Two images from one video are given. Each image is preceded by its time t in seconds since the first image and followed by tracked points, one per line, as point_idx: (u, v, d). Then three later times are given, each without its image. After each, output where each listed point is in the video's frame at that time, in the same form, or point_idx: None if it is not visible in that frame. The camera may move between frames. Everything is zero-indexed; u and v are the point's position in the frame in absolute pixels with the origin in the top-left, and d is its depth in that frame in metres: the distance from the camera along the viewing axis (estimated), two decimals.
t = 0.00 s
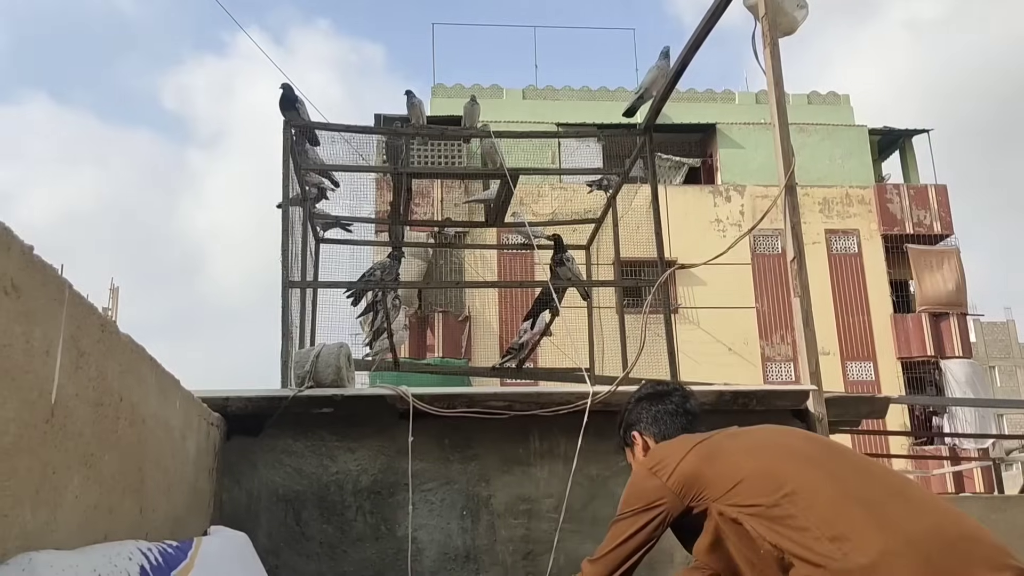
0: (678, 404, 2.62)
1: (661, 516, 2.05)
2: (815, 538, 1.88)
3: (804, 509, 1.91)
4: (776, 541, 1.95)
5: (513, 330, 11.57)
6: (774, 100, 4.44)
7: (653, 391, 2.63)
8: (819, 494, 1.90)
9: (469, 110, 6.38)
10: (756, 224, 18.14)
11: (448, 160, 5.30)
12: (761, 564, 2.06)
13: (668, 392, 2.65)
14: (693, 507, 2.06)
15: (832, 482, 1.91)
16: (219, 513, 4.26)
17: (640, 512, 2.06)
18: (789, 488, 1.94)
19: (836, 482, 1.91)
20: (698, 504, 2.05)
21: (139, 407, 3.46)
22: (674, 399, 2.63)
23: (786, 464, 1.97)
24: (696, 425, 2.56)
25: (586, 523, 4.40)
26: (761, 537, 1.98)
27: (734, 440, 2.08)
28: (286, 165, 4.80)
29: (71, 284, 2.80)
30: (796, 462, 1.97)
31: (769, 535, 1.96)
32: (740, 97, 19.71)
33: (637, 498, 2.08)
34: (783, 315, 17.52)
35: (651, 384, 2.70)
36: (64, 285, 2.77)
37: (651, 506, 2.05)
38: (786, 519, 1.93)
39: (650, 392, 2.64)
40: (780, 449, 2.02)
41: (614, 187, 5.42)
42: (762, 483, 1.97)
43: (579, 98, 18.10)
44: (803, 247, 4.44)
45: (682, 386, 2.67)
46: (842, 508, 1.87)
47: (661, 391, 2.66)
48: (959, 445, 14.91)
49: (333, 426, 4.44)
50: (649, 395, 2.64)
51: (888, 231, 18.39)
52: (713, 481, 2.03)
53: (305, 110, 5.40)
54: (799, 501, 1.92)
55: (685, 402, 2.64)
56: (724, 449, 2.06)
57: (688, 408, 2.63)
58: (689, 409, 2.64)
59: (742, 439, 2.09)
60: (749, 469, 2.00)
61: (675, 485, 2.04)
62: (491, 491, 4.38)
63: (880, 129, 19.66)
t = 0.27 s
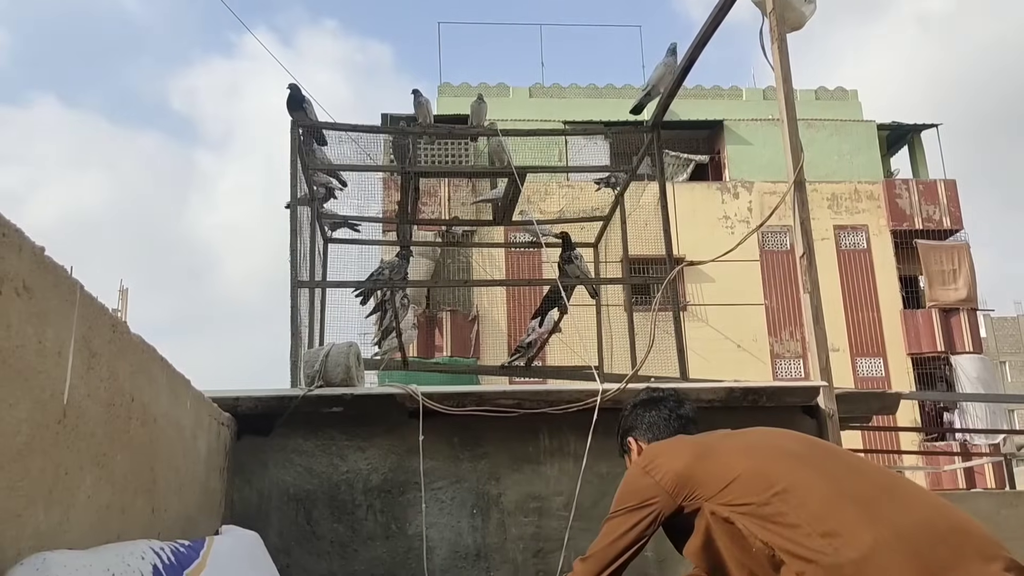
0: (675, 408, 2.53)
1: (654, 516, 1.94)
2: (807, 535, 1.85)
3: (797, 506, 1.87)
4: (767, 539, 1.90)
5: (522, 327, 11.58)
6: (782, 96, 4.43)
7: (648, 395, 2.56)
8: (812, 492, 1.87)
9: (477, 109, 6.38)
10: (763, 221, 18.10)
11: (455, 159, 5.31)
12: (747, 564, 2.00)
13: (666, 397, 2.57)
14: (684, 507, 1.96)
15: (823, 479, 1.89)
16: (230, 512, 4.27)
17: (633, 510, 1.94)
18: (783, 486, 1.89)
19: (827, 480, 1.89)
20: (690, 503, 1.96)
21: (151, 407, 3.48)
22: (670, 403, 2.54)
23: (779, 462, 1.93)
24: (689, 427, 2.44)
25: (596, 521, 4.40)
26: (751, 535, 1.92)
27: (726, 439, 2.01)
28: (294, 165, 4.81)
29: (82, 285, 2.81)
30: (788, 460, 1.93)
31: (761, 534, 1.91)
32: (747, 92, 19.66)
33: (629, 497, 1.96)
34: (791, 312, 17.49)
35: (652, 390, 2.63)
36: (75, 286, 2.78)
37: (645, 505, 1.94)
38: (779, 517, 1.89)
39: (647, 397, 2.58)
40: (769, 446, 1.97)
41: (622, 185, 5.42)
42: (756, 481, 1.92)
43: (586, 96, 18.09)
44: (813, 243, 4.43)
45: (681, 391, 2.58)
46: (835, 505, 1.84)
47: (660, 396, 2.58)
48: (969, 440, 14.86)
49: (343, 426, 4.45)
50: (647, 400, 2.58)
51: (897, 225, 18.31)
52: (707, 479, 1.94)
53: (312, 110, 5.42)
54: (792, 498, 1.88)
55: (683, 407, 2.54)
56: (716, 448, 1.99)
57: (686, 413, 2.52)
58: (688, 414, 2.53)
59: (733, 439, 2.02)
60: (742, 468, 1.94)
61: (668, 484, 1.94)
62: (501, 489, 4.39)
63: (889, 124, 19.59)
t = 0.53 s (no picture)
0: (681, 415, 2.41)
1: (660, 525, 1.90)
2: (814, 535, 1.79)
3: (803, 508, 1.82)
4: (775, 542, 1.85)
5: (530, 327, 11.59)
6: (789, 94, 4.43)
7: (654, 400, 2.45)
8: (818, 492, 1.82)
9: (483, 111, 6.42)
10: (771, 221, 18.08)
11: (462, 161, 5.32)
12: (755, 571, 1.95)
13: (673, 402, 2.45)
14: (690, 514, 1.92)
15: (830, 480, 1.83)
16: (240, 513, 4.28)
17: (637, 518, 1.92)
18: (789, 488, 1.84)
19: (833, 481, 1.83)
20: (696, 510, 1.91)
21: (160, 408, 3.49)
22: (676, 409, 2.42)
23: (784, 465, 1.88)
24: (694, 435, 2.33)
25: (606, 521, 4.39)
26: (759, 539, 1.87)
27: (730, 444, 1.97)
28: (302, 167, 4.83)
29: (92, 286, 2.83)
30: (794, 462, 1.88)
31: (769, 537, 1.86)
32: (754, 93, 19.65)
33: (634, 505, 1.93)
34: (800, 312, 17.44)
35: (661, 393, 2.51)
36: (85, 287, 2.80)
37: (649, 512, 1.91)
38: (786, 519, 1.84)
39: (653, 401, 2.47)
40: (773, 448, 1.93)
41: (629, 185, 5.43)
42: (761, 485, 1.87)
43: (592, 97, 18.11)
44: (821, 241, 4.42)
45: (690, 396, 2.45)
46: (842, 504, 1.79)
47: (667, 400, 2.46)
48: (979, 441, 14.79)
49: (352, 427, 4.46)
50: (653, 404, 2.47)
51: (906, 224, 18.25)
52: (712, 485, 1.90)
53: (320, 112, 5.44)
54: (798, 500, 1.82)
55: (690, 414, 2.42)
56: (721, 453, 1.94)
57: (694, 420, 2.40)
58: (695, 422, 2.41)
59: (738, 444, 1.98)
60: (746, 472, 1.89)
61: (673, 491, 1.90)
62: (510, 489, 4.39)
63: (896, 124, 19.54)
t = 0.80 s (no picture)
0: (698, 410, 2.10)
1: (663, 526, 1.91)
2: (823, 540, 1.77)
3: (812, 513, 1.80)
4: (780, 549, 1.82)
5: (535, 328, 11.58)
6: (793, 95, 4.43)
7: (667, 391, 2.12)
8: (826, 497, 1.80)
9: (488, 113, 6.42)
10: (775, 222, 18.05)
11: (466, 163, 5.32)
12: None
13: (690, 391, 2.11)
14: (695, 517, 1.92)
15: (839, 484, 1.82)
16: (245, 516, 4.28)
17: (641, 519, 1.92)
18: (797, 493, 1.83)
19: (842, 486, 1.82)
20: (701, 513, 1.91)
21: (165, 411, 3.49)
22: (692, 404, 2.10)
23: (792, 469, 1.87)
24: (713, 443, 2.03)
25: (611, 523, 4.38)
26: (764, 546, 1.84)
27: (737, 446, 1.96)
28: (306, 170, 4.84)
29: (97, 289, 2.83)
30: (803, 467, 1.87)
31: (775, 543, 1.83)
32: (758, 94, 19.63)
33: (638, 507, 1.94)
34: (805, 313, 17.41)
35: (675, 370, 2.15)
36: (89, 290, 2.80)
37: (653, 514, 1.92)
38: (793, 524, 1.81)
39: (665, 387, 2.14)
40: (781, 453, 1.92)
41: (633, 186, 5.42)
42: (768, 489, 1.86)
43: (596, 99, 18.11)
44: (826, 242, 4.42)
45: (710, 384, 2.10)
46: (850, 509, 1.78)
47: (683, 386, 2.12)
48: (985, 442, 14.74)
49: (357, 429, 4.46)
50: (666, 391, 2.14)
51: (911, 225, 18.21)
52: (718, 488, 1.89)
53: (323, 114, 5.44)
54: (806, 504, 1.81)
55: (709, 408, 2.09)
56: (729, 455, 1.94)
57: (711, 415, 2.09)
58: (715, 416, 2.10)
59: (745, 449, 1.97)
60: (754, 476, 1.88)
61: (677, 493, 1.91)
62: (515, 491, 4.38)
63: (901, 124, 19.51)
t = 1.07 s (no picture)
0: (708, 407, 2.10)
1: (669, 526, 1.92)
2: (830, 547, 1.74)
3: (819, 519, 1.78)
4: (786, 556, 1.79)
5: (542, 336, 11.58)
6: (800, 102, 4.43)
7: (676, 387, 2.12)
8: (834, 503, 1.78)
9: (495, 120, 6.42)
10: (782, 228, 18.02)
11: (472, 170, 5.33)
12: None
13: (699, 388, 2.11)
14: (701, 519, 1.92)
15: (848, 491, 1.80)
16: (253, 523, 4.29)
17: (646, 518, 1.94)
18: (804, 498, 1.81)
19: (851, 493, 1.80)
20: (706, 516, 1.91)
21: (173, 418, 3.50)
22: (701, 401, 2.10)
23: (800, 475, 1.85)
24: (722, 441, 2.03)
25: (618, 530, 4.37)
26: (770, 552, 1.82)
27: (746, 450, 1.95)
28: (313, 177, 4.85)
29: (106, 297, 2.85)
30: (811, 474, 1.85)
31: (782, 549, 1.80)
32: (765, 99, 19.62)
33: (644, 506, 1.96)
34: (812, 319, 17.36)
35: (685, 366, 2.16)
36: (99, 299, 2.82)
37: (659, 514, 1.93)
38: (800, 530, 1.79)
39: (675, 382, 2.14)
40: (790, 457, 1.90)
41: (640, 193, 5.42)
42: (775, 494, 1.84)
43: (603, 105, 18.14)
44: (833, 249, 4.41)
45: (720, 381, 2.10)
46: (859, 516, 1.75)
47: (693, 383, 2.13)
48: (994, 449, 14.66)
49: (364, 436, 4.46)
50: (675, 387, 2.14)
51: (919, 231, 18.14)
52: (724, 490, 1.89)
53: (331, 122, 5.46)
54: (814, 510, 1.79)
55: (718, 405, 2.09)
56: (736, 458, 1.93)
57: (720, 414, 2.09)
58: (724, 414, 2.10)
59: (753, 451, 1.95)
60: (761, 480, 1.87)
61: (682, 494, 1.92)
62: (522, 498, 4.38)
63: (908, 130, 19.47)
